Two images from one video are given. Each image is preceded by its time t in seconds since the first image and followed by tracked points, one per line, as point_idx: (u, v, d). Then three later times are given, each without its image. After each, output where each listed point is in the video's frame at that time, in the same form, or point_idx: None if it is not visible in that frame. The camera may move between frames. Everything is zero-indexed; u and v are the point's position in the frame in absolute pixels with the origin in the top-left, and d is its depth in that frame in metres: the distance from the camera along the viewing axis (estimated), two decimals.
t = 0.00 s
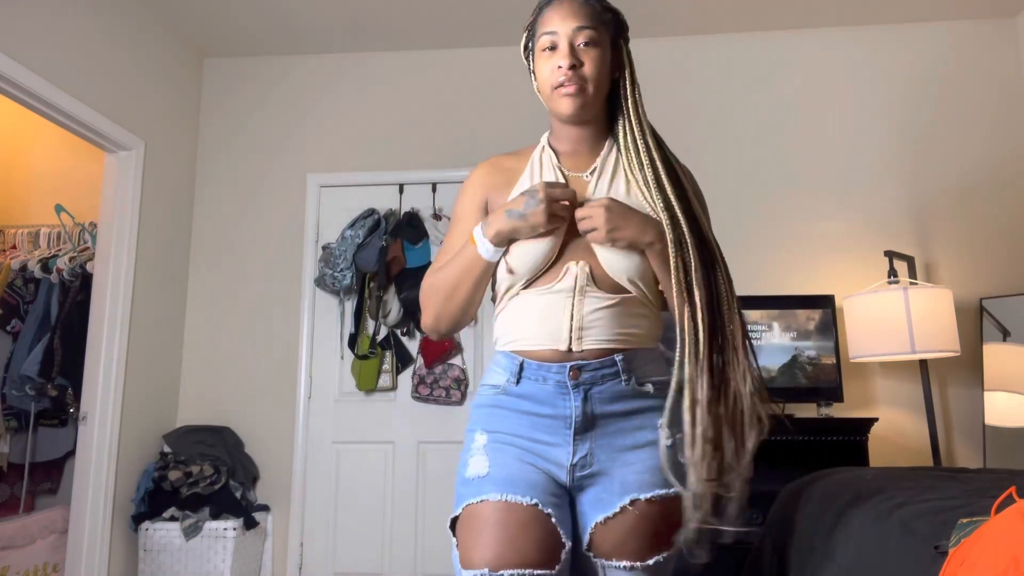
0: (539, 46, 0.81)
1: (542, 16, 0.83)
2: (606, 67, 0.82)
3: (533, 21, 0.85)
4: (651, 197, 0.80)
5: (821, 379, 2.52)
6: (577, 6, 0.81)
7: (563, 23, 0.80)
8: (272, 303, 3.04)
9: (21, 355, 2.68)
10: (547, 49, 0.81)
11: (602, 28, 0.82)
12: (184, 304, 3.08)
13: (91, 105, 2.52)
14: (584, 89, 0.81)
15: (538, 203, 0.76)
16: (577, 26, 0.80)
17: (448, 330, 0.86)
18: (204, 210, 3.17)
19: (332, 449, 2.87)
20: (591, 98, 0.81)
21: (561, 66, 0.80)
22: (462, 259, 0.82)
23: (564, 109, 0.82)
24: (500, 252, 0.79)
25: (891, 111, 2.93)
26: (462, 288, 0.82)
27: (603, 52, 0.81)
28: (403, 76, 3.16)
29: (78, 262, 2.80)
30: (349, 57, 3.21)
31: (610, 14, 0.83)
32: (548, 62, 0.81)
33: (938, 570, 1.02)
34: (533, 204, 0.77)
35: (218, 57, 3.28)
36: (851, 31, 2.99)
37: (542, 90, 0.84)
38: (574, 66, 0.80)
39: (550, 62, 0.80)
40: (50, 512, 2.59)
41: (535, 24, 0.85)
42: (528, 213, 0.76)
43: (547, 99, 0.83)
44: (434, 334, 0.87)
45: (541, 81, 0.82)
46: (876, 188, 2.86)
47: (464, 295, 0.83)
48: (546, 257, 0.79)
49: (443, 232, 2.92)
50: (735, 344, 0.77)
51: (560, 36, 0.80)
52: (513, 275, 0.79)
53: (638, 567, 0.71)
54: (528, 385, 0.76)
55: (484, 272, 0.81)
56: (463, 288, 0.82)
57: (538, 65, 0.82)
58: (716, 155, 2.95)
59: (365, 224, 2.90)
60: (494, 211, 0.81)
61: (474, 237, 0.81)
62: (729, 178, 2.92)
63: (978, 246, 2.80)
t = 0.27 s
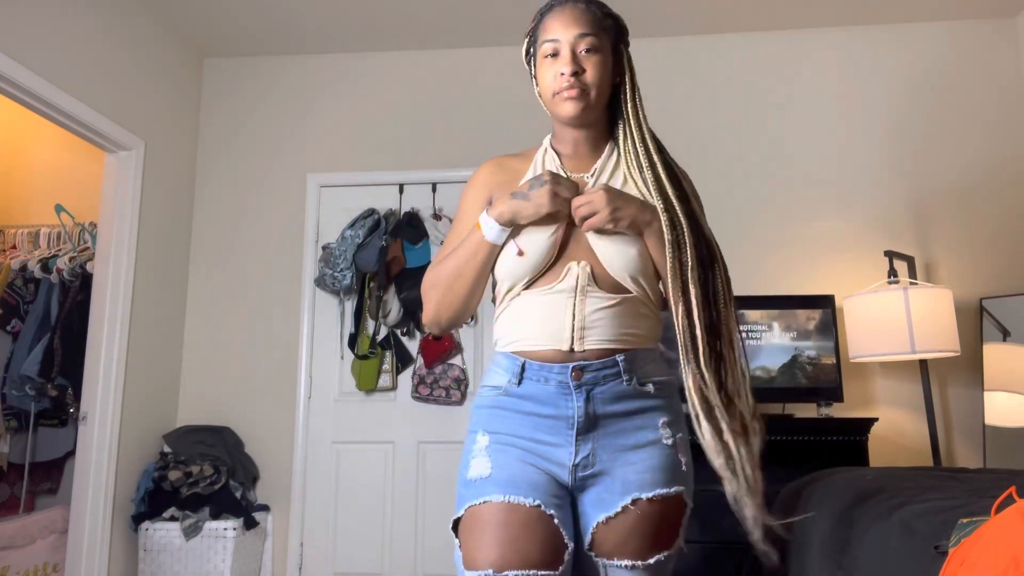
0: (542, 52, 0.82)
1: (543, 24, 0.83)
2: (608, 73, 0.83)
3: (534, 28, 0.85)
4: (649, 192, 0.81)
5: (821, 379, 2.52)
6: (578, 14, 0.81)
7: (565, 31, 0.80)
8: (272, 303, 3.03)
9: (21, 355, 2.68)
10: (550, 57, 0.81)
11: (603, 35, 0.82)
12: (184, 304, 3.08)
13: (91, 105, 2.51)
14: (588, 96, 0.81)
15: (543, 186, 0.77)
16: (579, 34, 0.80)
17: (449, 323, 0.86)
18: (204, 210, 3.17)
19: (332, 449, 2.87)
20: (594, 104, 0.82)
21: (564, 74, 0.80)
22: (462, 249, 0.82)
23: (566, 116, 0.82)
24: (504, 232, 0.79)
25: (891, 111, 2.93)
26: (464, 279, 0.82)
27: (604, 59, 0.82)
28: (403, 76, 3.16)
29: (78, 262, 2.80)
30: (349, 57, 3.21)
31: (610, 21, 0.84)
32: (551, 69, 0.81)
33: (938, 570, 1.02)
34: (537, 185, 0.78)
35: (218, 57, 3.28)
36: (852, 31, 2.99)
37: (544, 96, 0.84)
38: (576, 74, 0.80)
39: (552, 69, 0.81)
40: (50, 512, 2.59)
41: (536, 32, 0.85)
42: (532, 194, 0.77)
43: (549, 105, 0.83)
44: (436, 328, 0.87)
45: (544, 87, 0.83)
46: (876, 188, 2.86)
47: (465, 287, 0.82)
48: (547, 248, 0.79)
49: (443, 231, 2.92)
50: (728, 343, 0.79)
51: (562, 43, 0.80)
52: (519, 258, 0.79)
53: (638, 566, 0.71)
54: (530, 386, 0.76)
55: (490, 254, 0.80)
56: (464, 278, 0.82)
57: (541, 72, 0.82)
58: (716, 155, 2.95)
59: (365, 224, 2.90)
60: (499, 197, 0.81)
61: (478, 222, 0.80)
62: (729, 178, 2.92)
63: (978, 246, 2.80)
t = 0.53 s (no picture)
0: (541, 60, 0.82)
1: (542, 30, 0.83)
2: (606, 80, 0.83)
3: (532, 34, 0.85)
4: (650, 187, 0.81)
5: (821, 379, 2.52)
6: (576, 21, 0.81)
7: (564, 38, 0.80)
8: (272, 303, 3.03)
9: (21, 355, 2.68)
10: (549, 64, 0.81)
11: (602, 42, 0.82)
12: (184, 304, 3.08)
13: (91, 105, 2.51)
14: (586, 103, 0.82)
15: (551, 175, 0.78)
16: (578, 41, 0.80)
17: (447, 313, 0.86)
18: (204, 209, 3.17)
19: (332, 449, 2.87)
20: (593, 111, 0.82)
21: (564, 82, 0.80)
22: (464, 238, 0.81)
23: (565, 123, 0.82)
24: (510, 215, 0.78)
25: (891, 111, 2.93)
26: (465, 268, 0.82)
27: (603, 66, 0.82)
28: (403, 76, 3.16)
29: (78, 262, 2.80)
30: (349, 57, 3.21)
31: (609, 27, 0.84)
32: (550, 77, 0.81)
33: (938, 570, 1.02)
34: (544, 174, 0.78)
35: (218, 57, 3.28)
36: (852, 31, 2.99)
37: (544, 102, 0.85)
38: (575, 82, 0.81)
39: (552, 77, 0.81)
40: (50, 512, 2.59)
41: (535, 38, 0.85)
42: (539, 181, 0.78)
43: (549, 112, 0.84)
44: (434, 318, 0.86)
45: (543, 94, 0.83)
46: (876, 188, 2.86)
47: (466, 275, 0.82)
48: (551, 241, 0.79)
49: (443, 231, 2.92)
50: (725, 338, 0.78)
51: (561, 51, 0.80)
52: (534, 244, 0.79)
53: (638, 566, 0.71)
54: (529, 386, 0.76)
55: (497, 236, 0.79)
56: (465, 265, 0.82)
57: (540, 79, 0.82)
58: (716, 155, 2.95)
59: (365, 224, 2.90)
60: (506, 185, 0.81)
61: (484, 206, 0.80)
62: (729, 178, 2.92)
63: (978, 246, 2.80)
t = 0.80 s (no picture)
0: (542, 60, 0.82)
1: (544, 31, 0.83)
2: (607, 82, 0.83)
3: (533, 34, 0.85)
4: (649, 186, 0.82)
5: (821, 379, 2.53)
6: (578, 23, 0.81)
7: (565, 39, 0.80)
8: (272, 303, 3.04)
9: (21, 355, 2.68)
10: (550, 65, 0.81)
11: (603, 44, 0.82)
12: (184, 304, 3.08)
13: (91, 105, 2.51)
14: (586, 104, 0.81)
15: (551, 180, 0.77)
16: (579, 42, 0.80)
17: (457, 321, 0.86)
18: (204, 209, 3.17)
19: (332, 449, 2.87)
20: (592, 113, 0.82)
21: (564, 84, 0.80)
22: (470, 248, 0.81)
23: (565, 125, 0.82)
24: (515, 228, 0.78)
25: (891, 111, 2.93)
26: (472, 279, 0.81)
27: (604, 67, 0.82)
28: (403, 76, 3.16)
29: (78, 262, 2.80)
30: (349, 57, 3.21)
31: (610, 28, 0.84)
32: (551, 78, 0.81)
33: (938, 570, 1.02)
34: (544, 180, 0.78)
35: (218, 57, 3.28)
36: (852, 31, 2.99)
37: (544, 103, 0.84)
38: (575, 84, 0.81)
39: (553, 78, 0.81)
40: (50, 513, 2.59)
41: (536, 39, 0.85)
42: (540, 188, 0.77)
43: (549, 113, 0.84)
44: (444, 327, 0.87)
45: (544, 95, 0.83)
46: (876, 188, 2.86)
47: (473, 286, 0.82)
48: (551, 246, 0.78)
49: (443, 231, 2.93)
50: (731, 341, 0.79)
51: (562, 52, 0.80)
52: (534, 254, 0.78)
53: (639, 566, 0.71)
54: (530, 385, 0.76)
55: (502, 249, 0.79)
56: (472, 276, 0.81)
57: (541, 80, 0.82)
58: (716, 154, 2.95)
59: (365, 224, 2.90)
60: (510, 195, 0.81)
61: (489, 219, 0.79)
62: (730, 178, 2.92)
63: (978, 246, 2.80)
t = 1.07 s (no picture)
0: (544, 63, 0.82)
1: (547, 33, 0.83)
2: (609, 85, 0.83)
3: (536, 36, 0.85)
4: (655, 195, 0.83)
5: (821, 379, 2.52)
6: (580, 25, 0.81)
7: (568, 42, 0.80)
8: (272, 303, 3.04)
9: (20, 355, 2.68)
10: (553, 67, 0.81)
11: (605, 47, 0.82)
12: (184, 304, 3.08)
13: (91, 105, 2.51)
14: (588, 108, 0.82)
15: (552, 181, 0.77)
16: (582, 45, 0.80)
17: (455, 319, 0.86)
18: (204, 209, 3.17)
19: (332, 449, 2.87)
20: (593, 116, 0.82)
21: (566, 87, 0.80)
22: (468, 245, 0.81)
23: (567, 128, 0.83)
24: (513, 225, 0.78)
25: (891, 111, 2.93)
26: (470, 276, 0.82)
27: (606, 71, 0.82)
28: (403, 76, 3.16)
29: (78, 262, 2.80)
30: (349, 57, 3.21)
31: (612, 32, 0.84)
32: (554, 81, 0.81)
33: (938, 570, 1.02)
34: (544, 180, 0.78)
35: (218, 57, 3.28)
36: (852, 31, 2.99)
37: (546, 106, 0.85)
38: (577, 87, 0.81)
39: (555, 80, 0.81)
40: (50, 513, 2.59)
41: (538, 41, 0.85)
42: (540, 187, 0.77)
43: (551, 116, 0.84)
44: (443, 325, 0.87)
45: (546, 97, 0.83)
46: (876, 188, 2.86)
47: (472, 284, 0.82)
48: (550, 245, 0.79)
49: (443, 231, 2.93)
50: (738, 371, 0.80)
51: (564, 55, 0.80)
52: (529, 249, 0.79)
53: (639, 565, 0.71)
54: (531, 385, 0.76)
55: (500, 246, 0.79)
56: (471, 275, 0.82)
57: (543, 82, 0.82)
58: (716, 154, 2.95)
59: (365, 224, 2.90)
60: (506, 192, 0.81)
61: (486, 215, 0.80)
62: (730, 178, 2.92)
63: (978, 246, 2.80)
